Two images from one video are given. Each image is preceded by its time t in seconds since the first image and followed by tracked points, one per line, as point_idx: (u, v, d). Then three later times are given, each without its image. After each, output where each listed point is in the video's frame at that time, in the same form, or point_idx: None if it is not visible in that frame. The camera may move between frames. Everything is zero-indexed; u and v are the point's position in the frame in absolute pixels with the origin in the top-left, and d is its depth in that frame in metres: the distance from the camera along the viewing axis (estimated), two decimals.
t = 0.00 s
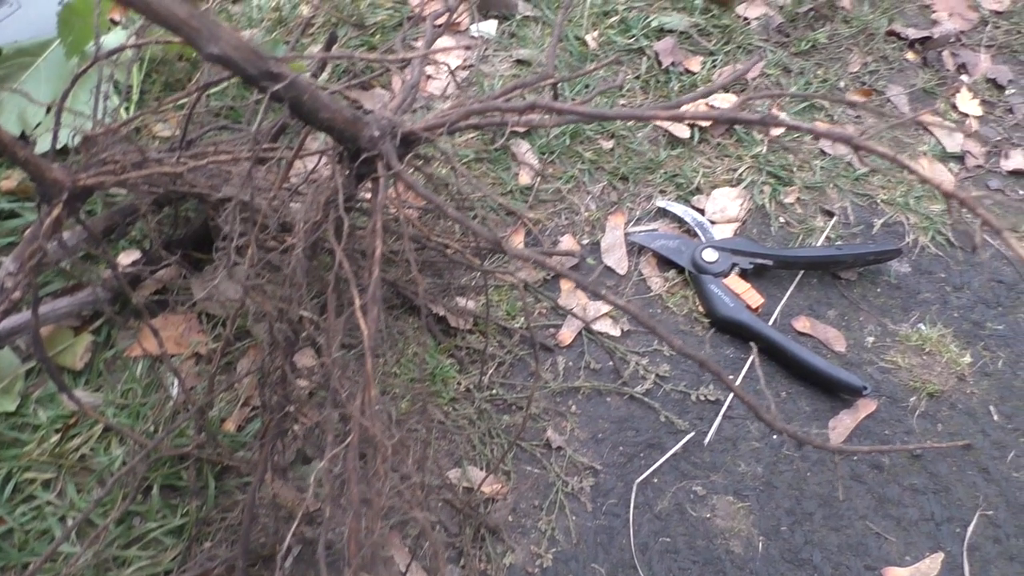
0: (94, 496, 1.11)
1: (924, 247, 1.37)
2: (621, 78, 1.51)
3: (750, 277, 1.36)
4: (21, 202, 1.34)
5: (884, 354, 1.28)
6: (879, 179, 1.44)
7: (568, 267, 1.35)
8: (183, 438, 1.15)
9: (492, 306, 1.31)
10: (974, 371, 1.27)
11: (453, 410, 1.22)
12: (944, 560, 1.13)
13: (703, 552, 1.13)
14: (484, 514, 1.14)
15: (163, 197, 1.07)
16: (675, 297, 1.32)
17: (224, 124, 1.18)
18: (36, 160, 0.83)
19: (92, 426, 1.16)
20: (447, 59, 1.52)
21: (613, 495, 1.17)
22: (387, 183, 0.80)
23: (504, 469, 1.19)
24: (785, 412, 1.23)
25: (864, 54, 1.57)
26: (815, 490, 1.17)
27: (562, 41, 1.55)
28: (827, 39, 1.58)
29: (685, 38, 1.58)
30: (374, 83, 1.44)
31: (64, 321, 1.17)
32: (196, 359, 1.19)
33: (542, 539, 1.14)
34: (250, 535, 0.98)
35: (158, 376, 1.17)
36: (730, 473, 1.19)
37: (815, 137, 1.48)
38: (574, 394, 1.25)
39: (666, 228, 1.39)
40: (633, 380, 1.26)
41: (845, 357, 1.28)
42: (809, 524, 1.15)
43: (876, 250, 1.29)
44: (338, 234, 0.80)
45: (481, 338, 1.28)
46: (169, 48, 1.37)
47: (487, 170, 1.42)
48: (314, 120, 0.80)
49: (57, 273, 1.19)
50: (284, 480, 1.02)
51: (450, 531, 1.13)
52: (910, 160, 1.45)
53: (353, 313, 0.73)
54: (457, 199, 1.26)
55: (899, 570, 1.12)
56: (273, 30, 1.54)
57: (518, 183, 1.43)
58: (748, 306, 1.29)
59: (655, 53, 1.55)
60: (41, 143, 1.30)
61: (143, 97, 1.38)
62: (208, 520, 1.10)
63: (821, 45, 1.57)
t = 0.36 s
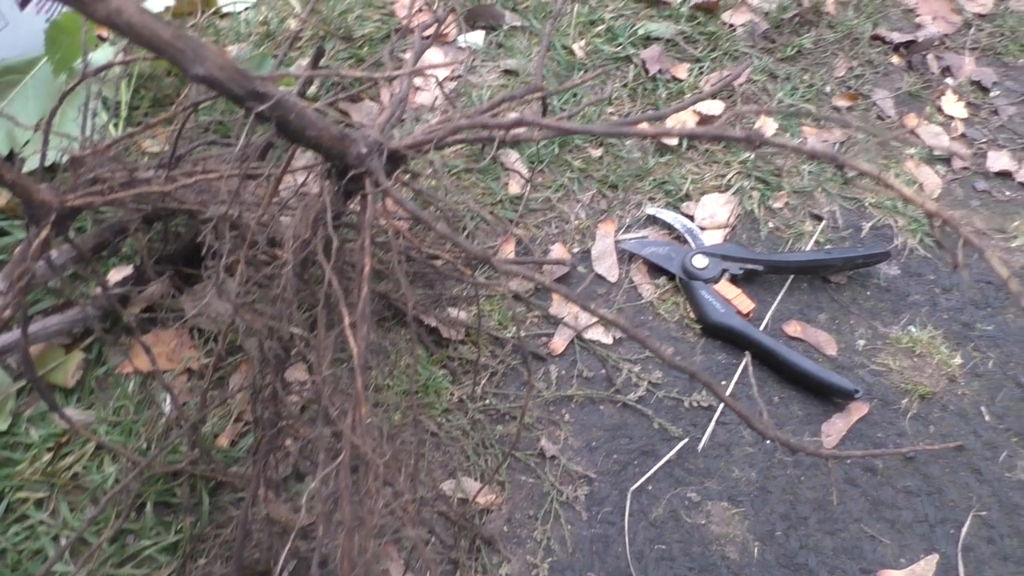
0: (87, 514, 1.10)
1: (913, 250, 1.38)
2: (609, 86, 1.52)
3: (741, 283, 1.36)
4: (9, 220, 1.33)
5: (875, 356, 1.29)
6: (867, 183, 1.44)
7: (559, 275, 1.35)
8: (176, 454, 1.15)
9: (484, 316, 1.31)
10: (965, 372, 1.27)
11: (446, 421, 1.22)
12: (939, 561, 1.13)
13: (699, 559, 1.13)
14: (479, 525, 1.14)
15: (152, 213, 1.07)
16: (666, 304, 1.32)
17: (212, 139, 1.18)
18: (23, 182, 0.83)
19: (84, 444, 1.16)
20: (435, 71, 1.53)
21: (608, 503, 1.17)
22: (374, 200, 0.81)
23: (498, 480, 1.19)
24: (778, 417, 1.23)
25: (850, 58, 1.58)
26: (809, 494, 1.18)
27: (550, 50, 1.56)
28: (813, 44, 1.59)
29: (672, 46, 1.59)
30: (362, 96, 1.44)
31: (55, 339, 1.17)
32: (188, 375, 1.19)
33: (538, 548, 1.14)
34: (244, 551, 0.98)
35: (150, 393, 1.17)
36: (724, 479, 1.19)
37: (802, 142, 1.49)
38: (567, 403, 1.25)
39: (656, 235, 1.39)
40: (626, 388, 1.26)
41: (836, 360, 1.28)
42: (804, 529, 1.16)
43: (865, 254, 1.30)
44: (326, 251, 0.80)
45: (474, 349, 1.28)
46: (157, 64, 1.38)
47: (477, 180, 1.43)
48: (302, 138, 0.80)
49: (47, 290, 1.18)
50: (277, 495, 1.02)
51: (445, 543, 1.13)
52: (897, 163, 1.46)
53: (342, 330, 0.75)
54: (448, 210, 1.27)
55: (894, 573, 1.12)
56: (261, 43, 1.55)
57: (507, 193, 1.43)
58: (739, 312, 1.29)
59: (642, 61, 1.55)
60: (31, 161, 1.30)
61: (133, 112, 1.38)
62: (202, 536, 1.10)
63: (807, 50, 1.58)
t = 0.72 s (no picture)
0: (80, 534, 1.10)
1: (901, 254, 1.39)
2: (595, 96, 1.53)
3: (731, 289, 1.37)
4: None
5: (865, 360, 1.29)
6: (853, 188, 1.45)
7: (549, 285, 1.36)
8: (168, 471, 1.14)
9: (475, 327, 1.31)
10: (954, 374, 1.28)
11: (439, 432, 1.22)
12: (933, 564, 1.13)
13: (694, 566, 1.14)
14: (473, 537, 1.13)
15: (140, 230, 1.07)
16: (657, 312, 1.33)
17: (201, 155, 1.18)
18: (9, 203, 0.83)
19: (76, 464, 1.15)
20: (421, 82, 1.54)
21: (603, 512, 1.17)
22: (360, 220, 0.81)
23: (492, 490, 1.19)
24: (770, 423, 1.24)
25: (834, 65, 1.59)
26: (802, 499, 1.18)
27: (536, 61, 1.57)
28: (797, 51, 1.60)
29: (658, 55, 1.60)
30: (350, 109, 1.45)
31: (45, 358, 1.17)
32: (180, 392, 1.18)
33: (533, 559, 1.14)
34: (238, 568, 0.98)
35: (141, 411, 1.17)
36: (718, 486, 1.19)
37: (788, 148, 1.50)
38: (560, 412, 1.25)
39: (646, 243, 1.40)
40: (618, 397, 1.27)
41: (827, 365, 1.29)
42: (798, 534, 1.16)
43: (853, 259, 1.30)
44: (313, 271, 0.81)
45: (465, 360, 1.28)
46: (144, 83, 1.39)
47: (466, 191, 1.43)
48: (288, 158, 0.81)
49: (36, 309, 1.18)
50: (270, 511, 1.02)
51: (440, 555, 1.13)
52: (884, 168, 1.47)
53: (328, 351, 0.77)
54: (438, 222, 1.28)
55: None
56: (248, 59, 1.55)
57: (496, 204, 1.44)
58: (729, 318, 1.30)
59: (628, 70, 1.56)
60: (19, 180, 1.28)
61: (120, 129, 1.38)
62: (196, 553, 1.09)
63: (791, 57, 1.60)
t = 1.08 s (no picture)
0: (72, 549, 1.09)
1: (890, 256, 1.40)
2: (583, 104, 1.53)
3: (722, 294, 1.37)
4: None
5: (857, 363, 1.30)
6: (842, 192, 1.46)
7: (541, 293, 1.36)
8: (161, 485, 1.14)
9: (467, 336, 1.31)
10: (945, 376, 1.29)
11: (433, 441, 1.22)
12: (926, 566, 1.14)
13: (688, 572, 1.14)
14: (467, 546, 1.13)
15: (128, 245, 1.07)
16: (648, 317, 1.33)
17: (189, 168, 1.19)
18: None
19: (67, 479, 1.15)
20: (409, 90, 1.55)
21: (597, 519, 1.17)
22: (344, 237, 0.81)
23: (486, 499, 1.19)
24: (762, 427, 1.24)
25: (821, 69, 1.60)
26: (796, 503, 1.18)
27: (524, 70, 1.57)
28: (784, 56, 1.61)
29: (645, 61, 1.61)
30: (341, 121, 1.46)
31: (35, 373, 1.16)
32: (171, 405, 1.19)
33: (527, 567, 1.14)
34: None
35: (132, 425, 1.17)
36: (711, 491, 1.19)
37: (777, 152, 1.50)
38: (553, 420, 1.25)
39: (636, 249, 1.40)
40: (610, 403, 1.27)
41: (818, 369, 1.29)
42: (792, 538, 1.16)
43: (842, 261, 1.31)
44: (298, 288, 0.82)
45: (458, 368, 1.29)
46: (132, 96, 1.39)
47: (455, 200, 1.43)
48: (273, 175, 0.82)
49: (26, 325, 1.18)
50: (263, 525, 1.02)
51: (435, 565, 1.12)
52: (872, 171, 1.48)
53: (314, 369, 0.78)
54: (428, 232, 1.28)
55: None
56: (236, 71, 1.56)
57: (487, 212, 1.44)
58: (721, 323, 1.30)
59: (616, 77, 1.57)
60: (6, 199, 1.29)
61: (108, 144, 1.38)
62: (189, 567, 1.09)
63: (778, 62, 1.60)
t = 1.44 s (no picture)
0: (58, 550, 1.09)
1: (880, 264, 1.40)
2: (576, 110, 1.53)
3: (713, 300, 1.37)
4: None
5: (846, 370, 1.30)
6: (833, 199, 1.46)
7: (532, 297, 1.36)
8: (148, 486, 1.14)
9: (457, 340, 1.31)
10: (934, 383, 1.29)
11: (422, 445, 1.22)
12: (913, 573, 1.14)
13: None
14: (455, 549, 1.13)
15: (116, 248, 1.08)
16: (639, 322, 1.33)
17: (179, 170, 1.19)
18: None
19: (54, 480, 1.14)
20: (403, 95, 1.55)
21: (585, 523, 1.17)
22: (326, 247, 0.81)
23: (475, 503, 1.19)
24: (751, 433, 1.24)
25: (813, 76, 1.61)
26: (784, 509, 1.18)
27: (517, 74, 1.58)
28: (777, 63, 1.62)
29: (638, 67, 1.61)
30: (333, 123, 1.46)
31: (23, 374, 1.16)
32: (160, 407, 1.19)
33: (515, 571, 1.14)
34: None
35: (120, 426, 1.17)
36: (700, 496, 1.20)
37: (769, 159, 1.51)
38: (542, 424, 1.25)
39: (628, 254, 1.40)
40: (600, 408, 1.27)
41: (808, 375, 1.29)
42: (781, 544, 1.16)
43: (832, 269, 1.31)
44: (280, 297, 0.82)
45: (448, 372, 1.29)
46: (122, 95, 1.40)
47: (447, 204, 1.43)
48: (257, 182, 0.82)
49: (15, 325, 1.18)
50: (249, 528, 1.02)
51: (422, 568, 1.12)
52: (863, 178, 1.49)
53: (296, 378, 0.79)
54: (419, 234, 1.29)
55: None
56: (229, 73, 1.56)
57: (478, 216, 1.44)
58: (711, 329, 1.30)
59: (609, 82, 1.57)
60: None
61: (99, 144, 1.38)
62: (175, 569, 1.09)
63: (771, 69, 1.61)
